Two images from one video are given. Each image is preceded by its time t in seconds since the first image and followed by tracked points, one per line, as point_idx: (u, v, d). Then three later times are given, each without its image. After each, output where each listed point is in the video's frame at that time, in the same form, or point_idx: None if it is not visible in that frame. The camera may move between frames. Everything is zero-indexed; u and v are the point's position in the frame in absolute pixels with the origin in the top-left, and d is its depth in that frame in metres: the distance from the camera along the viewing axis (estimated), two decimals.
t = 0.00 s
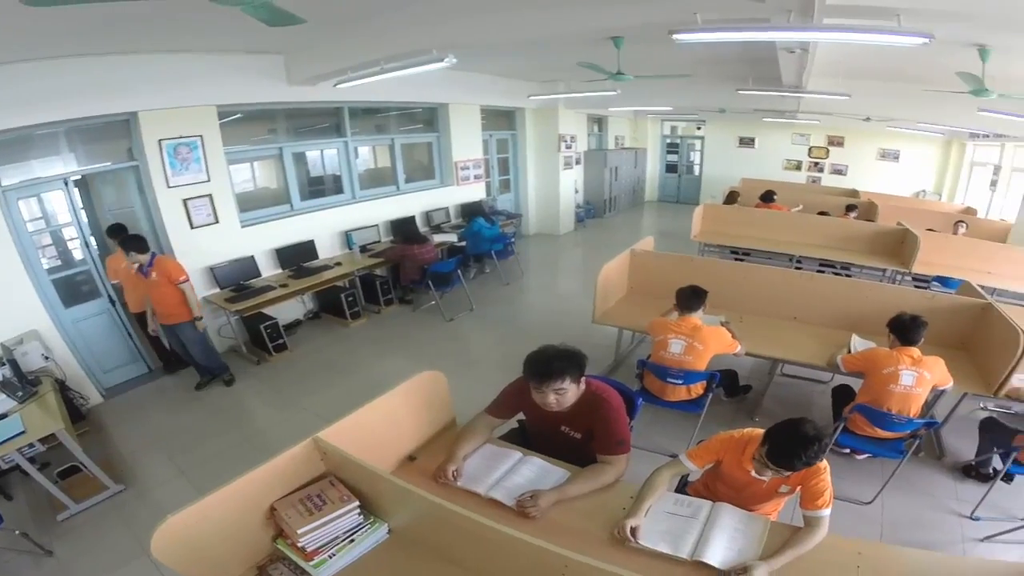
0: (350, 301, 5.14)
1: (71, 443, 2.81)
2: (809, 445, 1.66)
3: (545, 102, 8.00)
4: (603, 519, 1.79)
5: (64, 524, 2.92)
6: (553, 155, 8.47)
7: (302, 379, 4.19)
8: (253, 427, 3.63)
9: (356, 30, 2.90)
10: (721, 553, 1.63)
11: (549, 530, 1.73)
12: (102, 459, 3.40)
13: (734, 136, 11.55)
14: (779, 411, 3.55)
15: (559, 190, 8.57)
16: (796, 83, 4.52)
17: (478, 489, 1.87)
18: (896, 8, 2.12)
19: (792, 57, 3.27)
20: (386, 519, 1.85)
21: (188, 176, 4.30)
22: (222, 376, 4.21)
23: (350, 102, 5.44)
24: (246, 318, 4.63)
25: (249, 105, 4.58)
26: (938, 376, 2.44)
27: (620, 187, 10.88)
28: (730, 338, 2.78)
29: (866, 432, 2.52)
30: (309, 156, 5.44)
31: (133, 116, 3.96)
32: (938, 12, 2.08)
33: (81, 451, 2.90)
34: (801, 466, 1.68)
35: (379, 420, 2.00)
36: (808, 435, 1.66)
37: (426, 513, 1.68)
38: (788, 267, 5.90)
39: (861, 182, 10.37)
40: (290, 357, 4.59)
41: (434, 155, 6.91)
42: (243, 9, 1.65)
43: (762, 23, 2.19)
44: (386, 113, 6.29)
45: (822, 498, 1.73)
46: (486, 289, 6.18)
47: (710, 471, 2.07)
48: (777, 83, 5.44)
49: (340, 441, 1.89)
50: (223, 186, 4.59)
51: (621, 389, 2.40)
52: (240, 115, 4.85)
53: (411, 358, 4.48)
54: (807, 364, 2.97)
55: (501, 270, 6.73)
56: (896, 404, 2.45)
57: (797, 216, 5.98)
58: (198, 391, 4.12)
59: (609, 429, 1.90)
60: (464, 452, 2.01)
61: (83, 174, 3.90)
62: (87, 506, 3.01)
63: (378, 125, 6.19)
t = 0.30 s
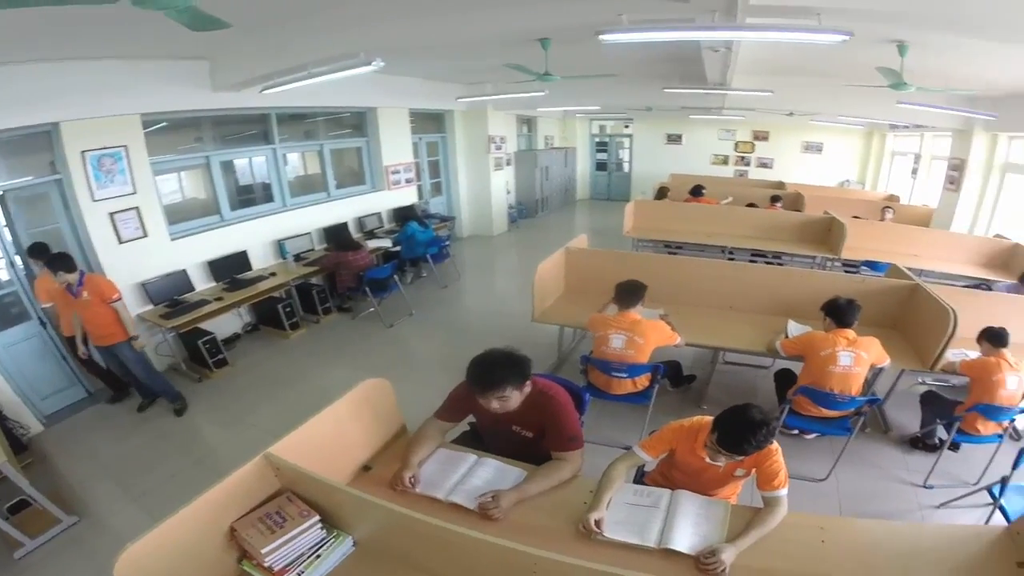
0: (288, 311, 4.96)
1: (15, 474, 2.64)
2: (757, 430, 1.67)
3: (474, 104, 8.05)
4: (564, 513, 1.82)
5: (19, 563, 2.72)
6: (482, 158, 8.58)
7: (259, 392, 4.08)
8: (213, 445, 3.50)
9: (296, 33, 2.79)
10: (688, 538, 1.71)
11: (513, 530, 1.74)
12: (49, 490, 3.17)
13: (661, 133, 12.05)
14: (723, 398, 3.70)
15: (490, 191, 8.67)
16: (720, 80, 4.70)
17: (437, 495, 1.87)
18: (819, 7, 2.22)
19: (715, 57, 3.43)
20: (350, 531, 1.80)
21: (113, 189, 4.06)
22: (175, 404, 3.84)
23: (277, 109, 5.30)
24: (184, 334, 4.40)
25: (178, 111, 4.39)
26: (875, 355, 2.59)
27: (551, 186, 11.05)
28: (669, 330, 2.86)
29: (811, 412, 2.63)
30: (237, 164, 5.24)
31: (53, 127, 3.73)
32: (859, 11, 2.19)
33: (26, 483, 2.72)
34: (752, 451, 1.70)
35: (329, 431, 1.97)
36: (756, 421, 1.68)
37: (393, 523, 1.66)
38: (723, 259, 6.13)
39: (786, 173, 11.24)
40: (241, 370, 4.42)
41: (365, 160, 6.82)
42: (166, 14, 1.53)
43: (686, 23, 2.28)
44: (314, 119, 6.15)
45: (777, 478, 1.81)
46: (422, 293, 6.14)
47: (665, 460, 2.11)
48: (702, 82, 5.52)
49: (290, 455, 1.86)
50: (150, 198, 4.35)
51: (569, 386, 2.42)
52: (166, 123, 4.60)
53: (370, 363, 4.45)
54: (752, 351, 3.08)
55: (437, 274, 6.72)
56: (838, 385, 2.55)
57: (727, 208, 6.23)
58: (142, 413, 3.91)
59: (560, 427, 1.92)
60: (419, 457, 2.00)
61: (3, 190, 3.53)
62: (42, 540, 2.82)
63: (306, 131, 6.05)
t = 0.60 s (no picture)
0: (236, 322, 4.79)
1: None
2: (714, 420, 1.66)
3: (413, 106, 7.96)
4: (533, 512, 1.84)
5: None
6: (424, 160, 8.49)
7: (222, 405, 3.95)
8: (179, 462, 3.36)
9: (235, 35, 2.69)
10: (660, 528, 1.76)
11: (484, 531, 1.75)
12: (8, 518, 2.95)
13: (600, 132, 12.39)
14: (678, 390, 3.81)
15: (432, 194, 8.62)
16: (657, 79, 4.86)
17: (406, 501, 1.84)
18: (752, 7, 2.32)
19: (651, 57, 3.50)
20: (322, 543, 1.74)
21: (49, 202, 3.80)
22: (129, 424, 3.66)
23: (216, 115, 5.10)
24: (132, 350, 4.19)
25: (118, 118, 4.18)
26: (822, 341, 2.71)
27: (494, 187, 11.13)
28: (620, 325, 2.91)
29: (768, 399, 2.71)
30: (175, 173, 4.98)
31: None
32: (796, 10, 2.29)
33: None
34: (711, 441, 1.70)
35: (289, 443, 1.93)
36: (711, 411, 1.66)
37: (366, 531, 1.62)
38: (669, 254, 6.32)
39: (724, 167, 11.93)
40: (198, 383, 4.26)
41: (305, 166, 6.67)
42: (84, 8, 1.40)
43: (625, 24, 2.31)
44: (252, 124, 5.94)
45: (740, 465, 1.86)
46: (370, 298, 6.05)
47: (628, 453, 2.12)
48: (641, 79, 5.85)
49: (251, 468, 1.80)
50: (88, 210, 4.09)
51: (525, 386, 2.43)
52: (100, 131, 4.34)
53: (336, 368, 4.39)
54: (705, 343, 3.18)
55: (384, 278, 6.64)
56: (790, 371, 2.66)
57: (667, 205, 6.41)
58: (96, 434, 3.70)
59: (519, 427, 1.93)
60: (381, 464, 1.98)
61: None
62: None
63: (245, 137, 5.82)
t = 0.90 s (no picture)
0: (212, 328, 4.72)
1: None
2: (692, 415, 1.67)
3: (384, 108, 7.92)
4: (518, 512, 1.84)
5: None
6: (396, 161, 8.46)
7: (204, 412, 3.89)
8: (162, 471, 3.31)
9: (205, 38, 2.65)
10: (645, 524, 1.78)
11: (470, 533, 1.74)
12: None
13: (573, 132, 12.49)
14: (656, 386, 3.85)
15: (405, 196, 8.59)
16: (627, 79, 4.99)
17: (391, 505, 1.83)
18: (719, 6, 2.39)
19: (622, 56, 3.59)
20: (309, 550, 1.72)
21: (16, 208, 3.70)
22: (107, 435, 3.58)
23: (187, 117, 5.01)
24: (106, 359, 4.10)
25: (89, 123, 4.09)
26: (796, 335, 2.74)
27: (466, 188, 11.13)
28: (596, 324, 2.94)
29: (747, 395, 2.74)
30: (145, 177, 4.88)
31: None
32: (760, 9, 2.35)
33: None
34: (691, 436, 1.71)
35: (269, 450, 1.91)
36: (689, 406, 1.67)
37: (353, 536, 1.60)
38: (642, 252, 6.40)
39: (696, 165, 12.19)
40: (177, 390, 4.18)
41: (276, 168, 6.58)
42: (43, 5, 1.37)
43: (595, 22, 2.35)
44: (222, 127, 5.83)
45: (721, 460, 1.88)
46: (345, 302, 5.98)
47: (610, 450, 2.12)
48: (611, 79, 5.97)
49: (232, 477, 1.78)
50: (58, 215, 4.00)
51: (505, 387, 2.41)
52: (68, 135, 4.22)
53: (319, 371, 4.35)
54: (682, 341, 3.21)
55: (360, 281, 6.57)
56: (766, 366, 2.71)
57: (639, 203, 6.48)
58: (73, 445, 3.61)
59: (499, 428, 1.94)
60: (363, 468, 1.96)
61: None
62: None
63: (215, 140, 5.71)
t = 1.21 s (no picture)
0: (177, 338, 4.60)
1: None
2: (665, 408, 1.69)
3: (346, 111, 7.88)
4: (498, 514, 1.84)
5: None
6: (359, 164, 8.40)
7: (181, 422, 3.81)
8: (138, 485, 3.22)
9: (159, 41, 2.58)
10: (626, 519, 1.80)
11: (452, 536, 1.74)
12: None
13: (535, 132, 12.68)
14: (625, 383, 3.91)
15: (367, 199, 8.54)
16: (589, 79, 5.19)
17: (371, 511, 1.81)
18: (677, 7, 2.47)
19: (583, 56, 3.75)
20: (291, 560, 1.69)
21: None
22: (79, 450, 3.46)
23: (147, 122, 4.87)
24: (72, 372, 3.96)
25: (52, 128, 3.97)
26: (762, 328, 2.81)
27: (429, 191, 11.13)
28: (564, 324, 2.95)
29: (717, 388, 2.81)
30: (105, 184, 4.72)
31: None
32: (713, 9, 2.44)
33: None
34: (665, 430, 1.72)
35: (241, 461, 1.87)
36: (661, 399, 1.68)
37: (335, 543, 1.58)
38: (607, 250, 6.49)
39: (658, 163, 12.50)
40: (148, 402, 4.07)
41: (238, 172, 6.44)
42: None
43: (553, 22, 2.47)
44: (181, 132, 5.68)
45: (696, 453, 1.89)
46: (311, 307, 5.89)
47: (585, 448, 2.11)
48: (571, 80, 6.09)
49: (208, 488, 1.73)
50: (16, 225, 3.81)
51: (477, 389, 2.38)
52: (24, 142, 4.04)
53: (297, 376, 4.31)
54: (648, 337, 3.26)
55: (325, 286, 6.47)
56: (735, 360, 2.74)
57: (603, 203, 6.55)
58: (44, 462, 3.49)
59: (475, 431, 1.92)
60: (339, 475, 1.94)
61: None
62: None
63: (175, 145, 5.56)
